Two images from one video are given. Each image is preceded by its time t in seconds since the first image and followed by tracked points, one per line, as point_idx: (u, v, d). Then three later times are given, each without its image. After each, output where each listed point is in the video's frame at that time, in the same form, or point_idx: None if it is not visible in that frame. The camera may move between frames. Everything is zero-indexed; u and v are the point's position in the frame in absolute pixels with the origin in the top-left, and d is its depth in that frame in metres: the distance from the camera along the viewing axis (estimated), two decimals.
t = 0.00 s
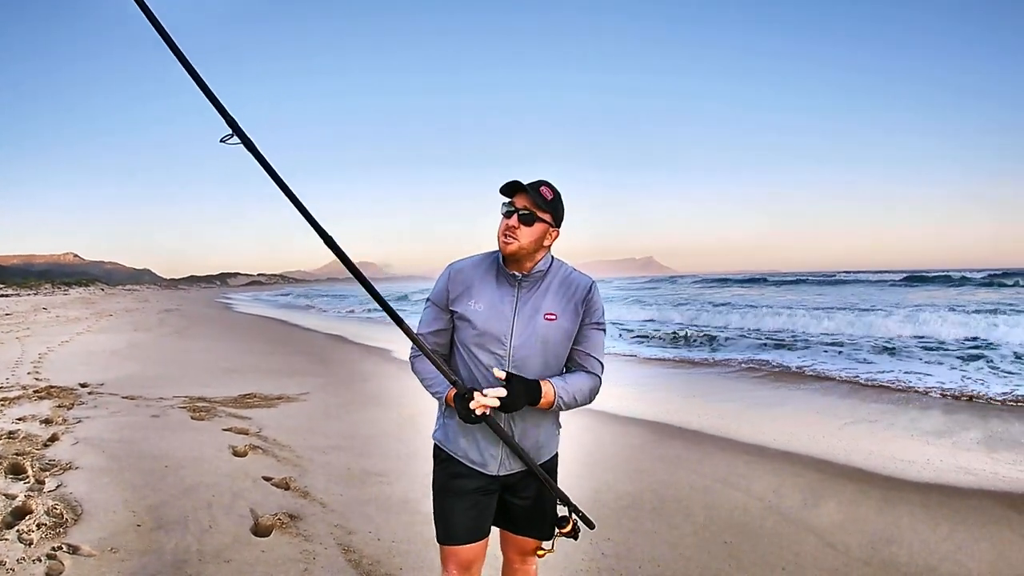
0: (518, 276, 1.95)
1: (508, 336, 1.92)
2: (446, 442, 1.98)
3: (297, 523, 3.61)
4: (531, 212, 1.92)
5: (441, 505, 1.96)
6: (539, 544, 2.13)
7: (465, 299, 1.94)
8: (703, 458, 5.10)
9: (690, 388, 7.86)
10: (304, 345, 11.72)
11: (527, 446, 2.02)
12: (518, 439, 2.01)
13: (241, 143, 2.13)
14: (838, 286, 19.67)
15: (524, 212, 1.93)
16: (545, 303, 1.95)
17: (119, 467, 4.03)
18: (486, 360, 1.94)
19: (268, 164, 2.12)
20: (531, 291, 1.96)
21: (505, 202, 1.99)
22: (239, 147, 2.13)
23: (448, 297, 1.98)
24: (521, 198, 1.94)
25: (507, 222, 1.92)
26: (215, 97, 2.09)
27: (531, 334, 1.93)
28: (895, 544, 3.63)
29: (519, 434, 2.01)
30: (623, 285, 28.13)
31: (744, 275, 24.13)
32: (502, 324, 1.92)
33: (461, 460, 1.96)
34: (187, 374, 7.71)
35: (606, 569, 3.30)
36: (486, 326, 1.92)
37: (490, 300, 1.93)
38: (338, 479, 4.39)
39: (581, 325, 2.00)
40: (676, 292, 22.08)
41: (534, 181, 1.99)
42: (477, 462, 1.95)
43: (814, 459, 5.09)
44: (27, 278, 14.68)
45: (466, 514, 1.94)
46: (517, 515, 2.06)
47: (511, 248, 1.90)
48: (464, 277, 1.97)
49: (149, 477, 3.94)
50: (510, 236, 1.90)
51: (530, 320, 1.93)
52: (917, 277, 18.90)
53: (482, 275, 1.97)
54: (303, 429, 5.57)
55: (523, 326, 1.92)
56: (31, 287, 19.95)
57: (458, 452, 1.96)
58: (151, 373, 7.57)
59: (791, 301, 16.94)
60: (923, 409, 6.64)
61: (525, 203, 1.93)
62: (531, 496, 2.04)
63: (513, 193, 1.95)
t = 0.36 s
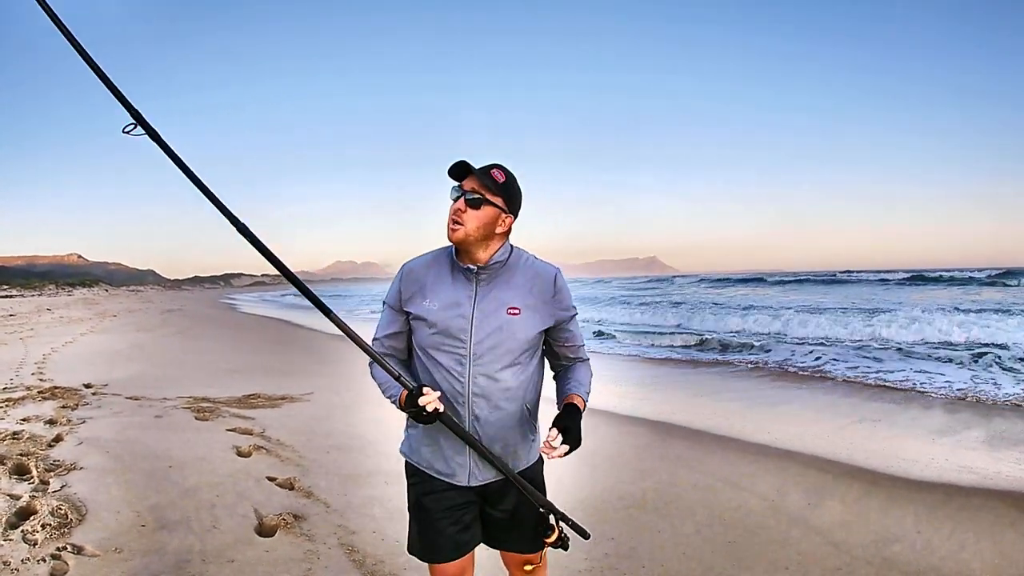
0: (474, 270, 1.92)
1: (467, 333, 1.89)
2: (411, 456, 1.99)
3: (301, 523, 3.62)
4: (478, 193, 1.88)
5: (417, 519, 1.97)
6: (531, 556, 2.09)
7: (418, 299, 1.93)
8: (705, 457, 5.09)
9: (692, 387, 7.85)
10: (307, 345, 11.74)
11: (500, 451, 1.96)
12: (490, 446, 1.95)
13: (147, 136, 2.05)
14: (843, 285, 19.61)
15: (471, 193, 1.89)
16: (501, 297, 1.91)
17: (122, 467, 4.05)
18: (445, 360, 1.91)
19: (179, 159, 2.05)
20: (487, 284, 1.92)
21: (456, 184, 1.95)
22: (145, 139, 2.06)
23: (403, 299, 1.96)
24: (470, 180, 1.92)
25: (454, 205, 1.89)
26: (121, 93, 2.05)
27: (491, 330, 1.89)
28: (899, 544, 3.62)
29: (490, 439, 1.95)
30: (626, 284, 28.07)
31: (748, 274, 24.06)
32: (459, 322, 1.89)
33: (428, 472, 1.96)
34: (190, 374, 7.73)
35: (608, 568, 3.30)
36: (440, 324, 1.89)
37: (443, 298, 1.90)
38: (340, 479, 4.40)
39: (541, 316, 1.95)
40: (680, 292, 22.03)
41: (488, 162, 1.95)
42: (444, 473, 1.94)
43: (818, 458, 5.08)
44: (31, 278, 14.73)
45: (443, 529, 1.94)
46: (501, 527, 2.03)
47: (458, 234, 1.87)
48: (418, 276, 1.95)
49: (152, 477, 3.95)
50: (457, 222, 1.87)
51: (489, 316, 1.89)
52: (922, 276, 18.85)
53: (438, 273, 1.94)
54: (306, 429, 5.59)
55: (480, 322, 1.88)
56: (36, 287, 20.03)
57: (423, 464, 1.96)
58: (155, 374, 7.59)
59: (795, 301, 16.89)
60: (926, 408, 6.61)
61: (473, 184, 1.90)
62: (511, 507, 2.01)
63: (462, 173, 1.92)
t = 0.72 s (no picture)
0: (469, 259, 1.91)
1: (459, 321, 1.88)
2: (408, 455, 1.99)
3: (309, 523, 3.63)
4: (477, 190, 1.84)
5: (418, 523, 1.98)
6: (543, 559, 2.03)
7: (410, 289, 1.94)
8: (713, 458, 5.07)
9: (699, 388, 7.81)
10: (315, 346, 11.79)
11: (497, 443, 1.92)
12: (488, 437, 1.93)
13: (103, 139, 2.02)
14: (852, 285, 19.47)
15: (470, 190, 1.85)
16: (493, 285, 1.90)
17: (131, 467, 4.07)
18: (436, 349, 1.91)
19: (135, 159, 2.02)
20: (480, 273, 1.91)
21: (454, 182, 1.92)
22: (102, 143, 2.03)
23: (396, 290, 1.98)
24: (469, 177, 1.88)
25: (452, 203, 1.86)
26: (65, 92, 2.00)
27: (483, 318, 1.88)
28: (909, 545, 3.59)
29: (487, 432, 1.92)
30: (633, 285, 27.99)
31: (757, 274, 23.93)
32: (451, 311, 1.89)
33: (425, 471, 1.97)
34: (198, 375, 7.77)
35: (616, 569, 3.28)
36: (431, 314, 1.90)
37: (435, 287, 1.91)
38: (348, 479, 4.41)
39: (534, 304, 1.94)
40: (687, 292, 21.93)
41: (486, 158, 1.92)
42: (442, 471, 1.94)
43: (828, 459, 5.05)
44: (42, 279, 14.87)
45: (445, 533, 1.94)
46: (506, 531, 1.99)
47: (456, 231, 1.85)
48: (412, 268, 1.97)
49: (161, 477, 3.97)
50: (455, 221, 1.85)
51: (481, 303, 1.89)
52: (932, 276, 18.69)
53: (430, 263, 1.95)
54: (314, 430, 5.60)
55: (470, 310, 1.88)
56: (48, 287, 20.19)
57: (421, 462, 1.96)
58: (163, 375, 7.64)
59: (803, 300, 16.78)
60: (937, 408, 6.55)
61: (472, 181, 1.86)
62: (514, 507, 1.98)
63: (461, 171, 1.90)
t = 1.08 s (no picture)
0: (478, 254, 1.89)
1: (471, 316, 1.87)
2: (425, 453, 1.99)
3: (321, 526, 3.63)
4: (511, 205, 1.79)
5: (431, 523, 1.98)
6: (552, 559, 2.02)
7: (423, 289, 1.94)
8: (725, 459, 5.03)
9: (710, 390, 7.77)
10: (325, 349, 11.84)
11: (512, 437, 1.93)
12: (503, 433, 1.92)
13: (130, 141, 2.09)
14: (863, 286, 19.30)
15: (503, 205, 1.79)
16: (505, 280, 1.89)
17: (143, 470, 4.10)
18: (451, 347, 1.91)
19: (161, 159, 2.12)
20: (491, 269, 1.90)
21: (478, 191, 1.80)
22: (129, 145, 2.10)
23: (408, 292, 1.99)
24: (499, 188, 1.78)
25: (486, 217, 1.79)
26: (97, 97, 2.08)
27: (494, 310, 1.86)
28: (926, 547, 3.53)
29: (501, 426, 1.92)
30: (642, 287, 27.91)
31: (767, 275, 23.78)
32: (462, 307, 1.88)
33: (439, 471, 1.96)
34: (210, 379, 7.82)
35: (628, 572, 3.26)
36: (444, 312, 1.89)
37: (448, 286, 1.90)
38: (360, 482, 4.41)
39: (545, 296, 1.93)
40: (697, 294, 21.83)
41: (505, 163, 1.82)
42: (456, 469, 1.92)
43: (841, 460, 4.99)
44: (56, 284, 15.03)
45: (456, 534, 1.93)
46: (516, 532, 1.97)
47: (489, 242, 1.83)
48: (424, 267, 1.97)
49: (173, 480, 3.99)
50: (488, 233, 1.81)
51: (491, 297, 1.87)
52: (945, 276, 18.51)
53: (440, 262, 1.95)
54: (325, 433, 5.62)
55: (483, 307, 1.87)
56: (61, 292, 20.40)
57: (436, 460, 1.96)
58: (175, 378, 7.70)
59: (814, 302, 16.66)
60: (950, 409, 6.48)
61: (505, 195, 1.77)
62: (525, 509, 1.96)
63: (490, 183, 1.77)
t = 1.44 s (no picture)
0: (488, 263, 1.89)
1: (483, 323, 1.87)
2: (436, 459, 1.98)
3: (331, 528, 3.64)
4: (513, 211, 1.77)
5: (443, 530, 1.97)
6: (564, 560, 2.01)
7: (434, 295, 1.94)
8: (735, 462, 5.00)
9: (719, 392, 7.72)
10: (334, 352, 11.88)
11: (526, 443, 1.92)
12: (517, 439, 1.91)
13: (157, 136, 2.11)
14: (874, 288, 19.13)
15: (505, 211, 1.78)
16: (516, 287, 1.89)
17: (154, 472, 4.13)
18: (463, 353, 1.90)
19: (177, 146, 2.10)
20: (502, 276, 1.90)
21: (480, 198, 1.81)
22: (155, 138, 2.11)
23: (419, 299, 1.99)
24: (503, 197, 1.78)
25: (489, 223, 1.79)
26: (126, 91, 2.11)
27: (506, 317, 1.86)
28: (943, 551, 3.49)
29: (517, 429, 1.91)
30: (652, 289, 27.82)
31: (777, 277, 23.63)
32: (474, 313, 1.88)
33: (452, 475, 1.95)
34: (221, 382, 7.87)
35: None
36: (456, 319, 1.89)
37: (459, 293, 1.90)
38: (370, 485, 4.42)
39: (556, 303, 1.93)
40: (706, 296, 21.73)
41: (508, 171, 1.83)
42: (469, 472, 1.92)
43: (855, 463, 4.94)
44: (68, 287, 15.17)
45: (469, 539, 1.92)
46: (528, 534, 1.96)
47: (494, 248, 1.82)
48: (433, 275, 1.97)
49: (184, 482, 4.01)
50: (494, 239, 1.80)
51: (503, 303, 1.87)
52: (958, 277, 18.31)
53: (450, 270, 1.95)
54: (335, 436, 5.64)
55: (495, 312, 1.86)
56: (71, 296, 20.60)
57: (449, 465, 1.95)
58: (187, 381, 7.76)
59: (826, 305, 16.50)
60: (964, 411, 6.41)
61: (506, 201, 1.77)
62: (537, 511, 1.96)
63: (492, 189, 1.78)
